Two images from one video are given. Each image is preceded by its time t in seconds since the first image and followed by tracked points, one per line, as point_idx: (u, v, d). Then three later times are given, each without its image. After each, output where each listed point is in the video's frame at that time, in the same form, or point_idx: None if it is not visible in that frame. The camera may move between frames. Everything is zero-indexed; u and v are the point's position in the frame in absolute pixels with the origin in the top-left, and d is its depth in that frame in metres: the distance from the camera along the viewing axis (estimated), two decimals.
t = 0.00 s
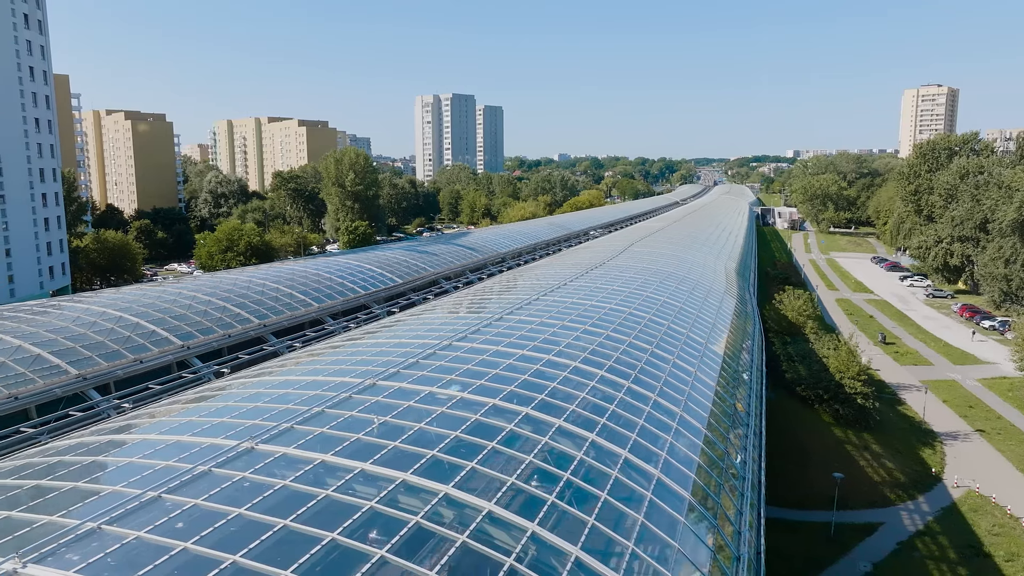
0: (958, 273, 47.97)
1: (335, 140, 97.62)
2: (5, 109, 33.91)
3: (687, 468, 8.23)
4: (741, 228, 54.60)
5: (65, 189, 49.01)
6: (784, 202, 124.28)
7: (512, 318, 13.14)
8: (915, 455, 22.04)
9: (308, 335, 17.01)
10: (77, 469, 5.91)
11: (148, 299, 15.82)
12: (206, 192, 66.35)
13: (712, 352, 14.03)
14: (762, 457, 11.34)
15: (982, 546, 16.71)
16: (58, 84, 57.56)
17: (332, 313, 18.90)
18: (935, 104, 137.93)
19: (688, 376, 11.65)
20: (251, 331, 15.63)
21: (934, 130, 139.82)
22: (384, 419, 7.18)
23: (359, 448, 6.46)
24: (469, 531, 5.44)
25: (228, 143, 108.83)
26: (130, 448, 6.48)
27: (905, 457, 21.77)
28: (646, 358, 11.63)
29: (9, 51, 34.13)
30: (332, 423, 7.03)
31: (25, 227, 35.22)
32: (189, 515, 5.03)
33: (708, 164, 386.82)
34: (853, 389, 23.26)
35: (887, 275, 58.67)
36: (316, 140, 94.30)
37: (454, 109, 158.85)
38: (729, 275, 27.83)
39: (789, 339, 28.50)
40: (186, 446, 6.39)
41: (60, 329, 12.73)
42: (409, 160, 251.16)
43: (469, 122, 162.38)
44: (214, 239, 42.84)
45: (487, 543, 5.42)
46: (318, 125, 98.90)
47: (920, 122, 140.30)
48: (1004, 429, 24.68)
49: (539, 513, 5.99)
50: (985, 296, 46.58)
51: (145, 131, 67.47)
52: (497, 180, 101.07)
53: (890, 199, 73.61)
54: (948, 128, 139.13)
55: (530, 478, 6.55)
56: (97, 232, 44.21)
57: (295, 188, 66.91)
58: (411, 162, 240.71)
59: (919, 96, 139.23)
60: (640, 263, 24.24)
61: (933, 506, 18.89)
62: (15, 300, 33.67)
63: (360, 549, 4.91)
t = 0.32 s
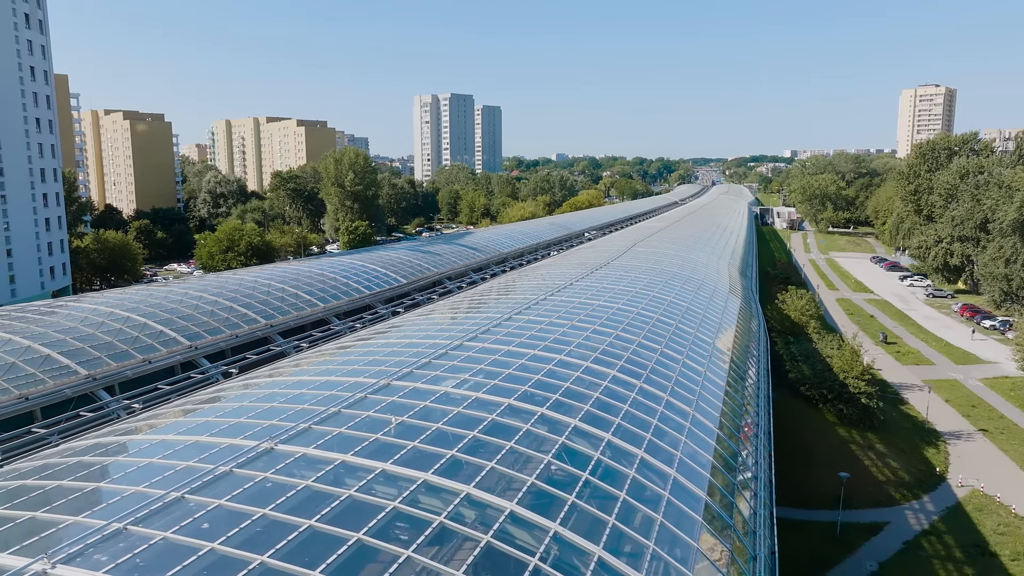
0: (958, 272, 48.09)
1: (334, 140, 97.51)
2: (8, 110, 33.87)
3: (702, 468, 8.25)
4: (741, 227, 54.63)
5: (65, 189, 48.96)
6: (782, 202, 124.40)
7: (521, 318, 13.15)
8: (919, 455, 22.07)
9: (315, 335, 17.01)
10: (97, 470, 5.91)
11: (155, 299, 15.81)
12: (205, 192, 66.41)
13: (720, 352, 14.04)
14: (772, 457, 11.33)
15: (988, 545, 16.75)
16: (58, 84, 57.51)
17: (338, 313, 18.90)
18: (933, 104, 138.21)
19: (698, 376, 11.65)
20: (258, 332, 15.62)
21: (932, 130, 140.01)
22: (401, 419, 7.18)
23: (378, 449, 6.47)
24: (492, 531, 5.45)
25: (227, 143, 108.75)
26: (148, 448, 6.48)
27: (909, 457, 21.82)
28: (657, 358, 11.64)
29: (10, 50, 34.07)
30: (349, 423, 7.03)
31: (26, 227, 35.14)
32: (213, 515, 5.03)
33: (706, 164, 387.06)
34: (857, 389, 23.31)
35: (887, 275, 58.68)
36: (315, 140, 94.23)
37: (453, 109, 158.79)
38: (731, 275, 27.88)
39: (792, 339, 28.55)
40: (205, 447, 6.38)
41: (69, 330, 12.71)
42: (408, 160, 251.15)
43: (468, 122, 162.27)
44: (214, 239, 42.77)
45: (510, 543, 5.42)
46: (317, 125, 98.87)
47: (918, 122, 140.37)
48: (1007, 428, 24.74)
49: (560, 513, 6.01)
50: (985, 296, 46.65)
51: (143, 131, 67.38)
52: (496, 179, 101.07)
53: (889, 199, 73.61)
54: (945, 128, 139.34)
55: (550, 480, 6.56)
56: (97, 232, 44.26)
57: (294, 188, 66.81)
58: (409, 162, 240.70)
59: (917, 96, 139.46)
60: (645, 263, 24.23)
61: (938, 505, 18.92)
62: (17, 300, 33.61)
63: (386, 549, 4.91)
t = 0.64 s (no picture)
0: (957, 272, 48.17)
1: (333, 140, 97.46)
2: (8, 110, 33.81)
3: (717, 468, 8.25)
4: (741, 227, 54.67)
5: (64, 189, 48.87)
6: (780, 202, 124.54)
7: (530, 318, 13.17)
8: (923, 454, 22.10)
9: (321, 335, 17.00)
10: (118, 470, 5.92)
11: (162, 299, 15.82)
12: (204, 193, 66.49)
13: (726, 351, 14.07)
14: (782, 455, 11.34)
15: (993, 545, 16.78)
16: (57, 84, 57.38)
17: (343, 313, 18.89)
18: (931, 104, 138.47)
19: (708, 376, 11.66)
20: (265, 332, 15.61)
21: (929, 130, 140.14)
22: (418, 419, 7.20)
23: (397, 449, 6.48)
24: (514, 531, 5.46)
25: (225, 143, 108.65)
26: (167, 448, 6.49)
27: (913, 456, 21.85)
28: (666, 358, 11.67)
29: (10, 50, 33.97)
30: (367, 423, 7.05)
31: (27, 228, 35.06)
32: (237, 515, 5.02)
33: (704, 164, 387.61)
34: (861, 389, 23.35)
35: (886, 275, 58.77)
36: (314, 140, 94.18)
37: (451, 109, 158.73)
38: (734, 274, 27.92)
39: (795, 338, 28.61)
40: (224, 448, 6.38)
41: (77, 330, 12.70)
42: (407, 160, 250.97)
43: (466, 122, 162.13)
44: (214, 239, 42.71)
45: (533, 543, 5.43)
46: (315, 125, 98.76)
47: (916, 122, 140.65)
48: (1009, 428, 24.79)
49: (581, 513, 6.03)
50: (985, 295, 46.72)
51: (142, 131, 67.28)
52: (495, 180, 101.01)
53: (888, 199, 73.66)
54: (943, 128, 139.53)
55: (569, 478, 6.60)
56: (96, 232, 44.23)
57: (293, 188, 66.70)
58: (407, 162, 240.43)
59: (915, 96, 139.83)
60: (649, 263, 24.27)
61: (942, 505, 18.94)
62: (17, 300, 33.50)
63: (411, 550, 4.91)
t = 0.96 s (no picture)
0: (957, 272, 48.28)
1: (331, 140, 97.40)
2: (10, 111, 33.76)
3: (732, 468, 8.26)
4: (742, 227, 54.68)
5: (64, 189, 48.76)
6: (779, 202, 124.65)
7: (539, 318, 13.19)
8: (927, 454, 22.12)
9: (328, 335, 17.00)
10: (139, 471, 5.92)
11: (169, 299, 15.82)
12: (203, 193, 66.42)
13: (733, 351, 14.08)
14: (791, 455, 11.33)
15: (999, 544, 16.82)
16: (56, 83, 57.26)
17: (349, 313, 18.86)
18: (928, 104, 138.58)
19: (718, 377, 11.66)
20: (272, 332, 15.59)
21: (927, 130, 140.27)
22: (435, 420, 7.21)
23: (416, 450, 6.49)
24: (538, 532, 5.46)
25: (223, 143, 108.50)
26: (185, 449, 6.50)
27: (917, 456, 21.88)
28: (676, 358, 11.68)
29: (11, 49, 33.87)
30: (384, 424, 7.07)
31: (28, 228, 34.99)
32: (262, 517, 5.02)
33: (702, 164, 387.88)
34: (864, 388, 23.36)
35: (885, 275, 58.87)
36: (312, 141, 94.11)
37: (449, 109, 158.60)
38: (736, 274, 27.98)
39: (797, 338, 28.67)
40: (244, 448, 6.39)
41: (86, 331, 12.66)
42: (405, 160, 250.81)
43: (465, 122, 162.07)
44: (214, 239, 42.63)
45: (555, 543, 5.43)
46: (314, 125, 98.61)
47: (913, 122, 140.89)
48: (1012, 427, 24.82)
49: (603, 513, 6.04)
50: (985, 295, 46.80)
51: (140, 131, 67.12)
52: (494, 179, 100.99)
53: (886, 199, 73.74)
54: (940, 128, 139.71)
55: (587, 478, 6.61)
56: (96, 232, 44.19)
57: (292, 187, 66.50)
58: (405, 162, 240.18)
59: (912, 96, 140.03)
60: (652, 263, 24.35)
61: (947, 504, 18.96)
62: (17, 301, 33.43)
63: (436, 550, 4.92)
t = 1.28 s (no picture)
0: (955, 272, 48.43)
1: (329, 140, 97.29)
2: (9, 111, 33.65)
3: (744, 467, 8.29)
4: (741, 227, 54.77)
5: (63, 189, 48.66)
6: (776, 203, 124.87)
7: (547, 318, 13.24)
8: (929, 453, 22.17)
9: (333, 336, 16.96)
10: (157, 473, 5.92)
11: (174, 299, 15.79)
12: (200, 193, 66.29)
13: (740, 350, 14.13)
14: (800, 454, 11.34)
15: (1003, 543, 16.86)
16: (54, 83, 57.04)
17: (353, 313, 18.85)
18: (925, 104, 138.88)
19: (727, 377, 11.69)
20: (277, 332, 15.55)
21: (923, 131, 140.61)
22: (452, 420, 7.23)
23: (434, 450, 6.49)
24: (560, 532, 5.47)
25: (220, 143, 108.28)
26: (204, 450, 6.52)
27: (920, 455, 21.92)
28: (684, 358, 11.73)
29: (11, 49, 33.74)
30: (401, 424, 7.07)
31: (27, 228, 34.90)
32: (287, 517, 5.02)
33: (698, 164, 388.56)
34: (867, 388, 23.39)
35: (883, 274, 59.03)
36: (310, 141, 93.98)
37: (447, 109, 158.45)
38: (737, 273, 28.01)
39: (799, 338, 28.75)
40: (261, 450, 6.38)
41: (93, 331, 12.64)
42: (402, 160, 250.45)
43: (462, 122, 162.01)
44: (214, 239, 42.56)
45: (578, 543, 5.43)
46: (311, 125, 98.42)
47: (910, 122, 141.29)
48: (1013, 427, 24.89)
49: (624, 513, 6.06)
50: (984, 295, 46.94)
51: (137, 131, 66.88)
52: (492, 179, 100.92)
53: (884, 199, 73.94)
54: (937, 128, 139.97)
55: (605, 479, 6.62)
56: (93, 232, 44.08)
57: (290, 188, 66.25)
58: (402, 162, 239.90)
59: (908, 96, 140.39)
60: (655, 263, 24.40)
61: (950, 504, 19.01)
62: (17, 301, 33.30)
63: (461, 549, 4.94)
